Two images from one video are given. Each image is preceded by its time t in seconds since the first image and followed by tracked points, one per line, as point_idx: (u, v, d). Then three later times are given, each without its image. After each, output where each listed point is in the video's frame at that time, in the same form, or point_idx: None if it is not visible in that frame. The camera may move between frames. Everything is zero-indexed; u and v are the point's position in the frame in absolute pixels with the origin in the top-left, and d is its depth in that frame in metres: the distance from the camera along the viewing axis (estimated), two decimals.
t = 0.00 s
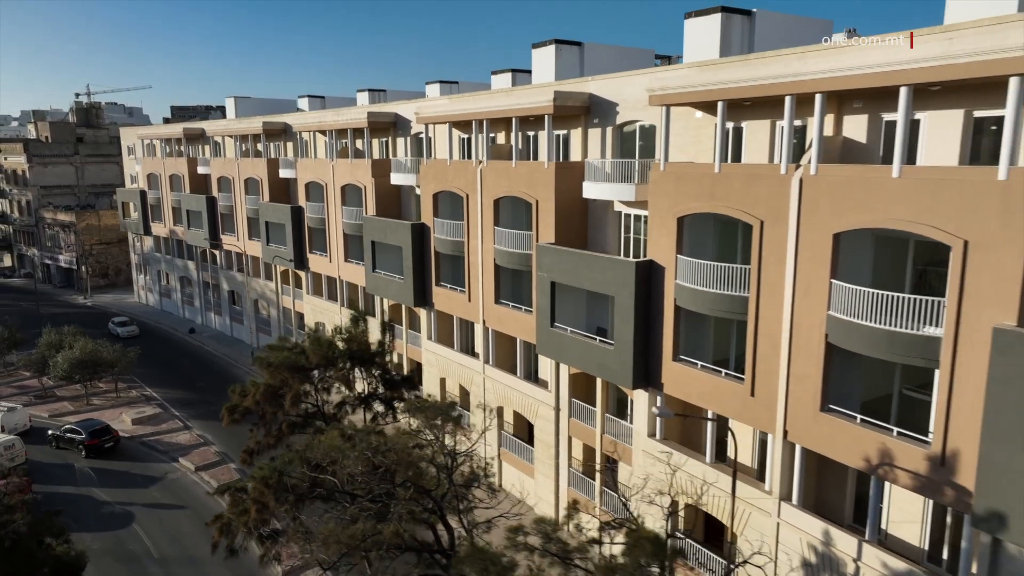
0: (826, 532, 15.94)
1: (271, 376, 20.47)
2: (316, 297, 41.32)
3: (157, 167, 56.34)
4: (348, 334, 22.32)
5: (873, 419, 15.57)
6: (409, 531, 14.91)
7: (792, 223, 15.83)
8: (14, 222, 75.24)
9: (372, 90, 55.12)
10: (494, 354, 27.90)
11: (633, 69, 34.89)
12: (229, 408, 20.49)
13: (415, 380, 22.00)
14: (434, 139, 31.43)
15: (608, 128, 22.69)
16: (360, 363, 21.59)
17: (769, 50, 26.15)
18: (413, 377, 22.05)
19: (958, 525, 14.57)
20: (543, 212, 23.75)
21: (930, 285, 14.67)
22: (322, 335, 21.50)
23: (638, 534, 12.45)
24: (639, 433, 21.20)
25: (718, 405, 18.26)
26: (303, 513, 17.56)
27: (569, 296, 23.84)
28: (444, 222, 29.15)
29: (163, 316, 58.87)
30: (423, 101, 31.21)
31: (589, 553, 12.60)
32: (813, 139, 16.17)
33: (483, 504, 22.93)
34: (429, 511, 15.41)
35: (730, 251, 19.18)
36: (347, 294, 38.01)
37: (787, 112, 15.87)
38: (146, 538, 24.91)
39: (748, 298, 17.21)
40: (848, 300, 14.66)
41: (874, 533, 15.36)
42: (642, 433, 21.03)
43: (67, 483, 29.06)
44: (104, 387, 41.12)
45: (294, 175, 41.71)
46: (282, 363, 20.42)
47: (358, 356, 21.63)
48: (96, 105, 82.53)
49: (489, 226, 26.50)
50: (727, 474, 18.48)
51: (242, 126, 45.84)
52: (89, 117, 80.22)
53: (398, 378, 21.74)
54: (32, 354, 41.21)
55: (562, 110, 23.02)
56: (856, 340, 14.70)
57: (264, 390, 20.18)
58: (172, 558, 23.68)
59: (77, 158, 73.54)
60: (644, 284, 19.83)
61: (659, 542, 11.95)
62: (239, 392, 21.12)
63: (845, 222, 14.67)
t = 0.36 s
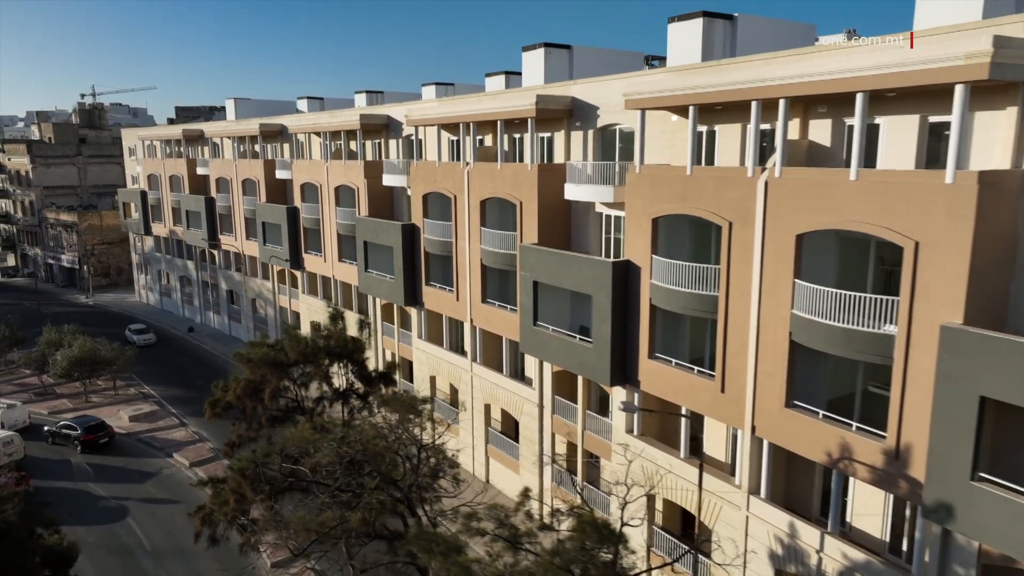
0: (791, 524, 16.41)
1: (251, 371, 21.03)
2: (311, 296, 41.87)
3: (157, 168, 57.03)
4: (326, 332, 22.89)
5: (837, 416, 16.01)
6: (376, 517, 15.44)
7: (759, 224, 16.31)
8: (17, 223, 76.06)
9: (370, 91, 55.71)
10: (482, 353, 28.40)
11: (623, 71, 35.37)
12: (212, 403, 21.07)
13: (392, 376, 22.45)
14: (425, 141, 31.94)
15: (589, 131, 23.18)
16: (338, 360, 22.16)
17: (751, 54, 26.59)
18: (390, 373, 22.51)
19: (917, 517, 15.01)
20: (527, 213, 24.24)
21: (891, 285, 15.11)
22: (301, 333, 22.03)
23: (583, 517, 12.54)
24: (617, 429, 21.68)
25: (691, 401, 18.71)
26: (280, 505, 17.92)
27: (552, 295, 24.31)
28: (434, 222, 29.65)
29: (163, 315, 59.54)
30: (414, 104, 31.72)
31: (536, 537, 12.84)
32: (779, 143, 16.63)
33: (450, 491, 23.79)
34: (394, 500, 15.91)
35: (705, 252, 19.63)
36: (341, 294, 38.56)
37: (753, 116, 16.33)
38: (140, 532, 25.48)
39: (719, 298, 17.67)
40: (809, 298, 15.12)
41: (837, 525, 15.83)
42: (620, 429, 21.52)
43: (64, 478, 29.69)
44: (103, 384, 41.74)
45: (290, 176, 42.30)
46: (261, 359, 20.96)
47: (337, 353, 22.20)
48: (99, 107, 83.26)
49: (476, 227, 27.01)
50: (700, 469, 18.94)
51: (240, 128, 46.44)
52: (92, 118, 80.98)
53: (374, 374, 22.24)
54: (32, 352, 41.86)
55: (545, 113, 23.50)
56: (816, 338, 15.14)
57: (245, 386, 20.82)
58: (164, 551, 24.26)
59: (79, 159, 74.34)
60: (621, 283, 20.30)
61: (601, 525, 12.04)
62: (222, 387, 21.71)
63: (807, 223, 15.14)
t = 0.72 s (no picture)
0: (758, 517, 16.91)
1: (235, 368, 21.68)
2: (306, 295, 42.45)
3: (158, 168, 57.73)
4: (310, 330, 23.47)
5: (801, 412, 16.47)
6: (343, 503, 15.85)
7: (726, 226, 16.80)
8: (21, 223, 76.85)
9: (368, 93, 56.29)
10: (469, 351, 28.93)
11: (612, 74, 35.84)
12: (196, 398, 21.81)
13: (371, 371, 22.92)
14: (415, 143, 32.47)
15: (571, 134, 23.67)
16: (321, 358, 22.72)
17: (733, 57, 27.04)
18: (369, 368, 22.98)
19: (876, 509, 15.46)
20: (511, 214, 24.75)
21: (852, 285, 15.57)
22: (281, 330, 22.59)
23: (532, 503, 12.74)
24: (596, 425, 22.16)
25: (664, 397, 19.21)
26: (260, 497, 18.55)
27: (535, 295, 24.79)
28: (423, 223, 30.16)
29: (164, 314, 60.23)
30: (405, 106, 32.26)
31: (490, 520, 13.12)
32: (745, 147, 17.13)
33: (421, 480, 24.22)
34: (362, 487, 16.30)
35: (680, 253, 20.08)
36: (335, 293, 39.12)
37: (720, 121, 16.83)
38: (133, 525, 26.08)
39: (690, 297, 18.15)
40: (773, 298, 15.61)
41: (801, 517, 16.33)
42: (599, 425, 22.01)
43: (61, 473, 30.36)
44: (102, 382, 42.40)
45: (286, 177, 42.91)
46: (243, 356, 21.58)
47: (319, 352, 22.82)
48: (103, 108, 84.04)
49: (463, 228, 27.52)
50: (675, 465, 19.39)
51: (238, 130, 47.04)
52: (95, 119, 81.78)
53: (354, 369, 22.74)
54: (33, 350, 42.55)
55: (528, 117, 24.01)
56: (779, 336, 15.60)
57: (227, 381, 21.51)
58: (157, 544, 24.85)
59: (82, 159, 75.14)
60: (599, 283, 20.80)
61: (550, 510, 12.23)
62: (205, 383, 22.40)
63: (771, 224, 15.62)
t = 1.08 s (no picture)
0: (726, 509, 17.41)
1: (218, 363, 22.23)
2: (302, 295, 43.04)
3: (158, 169, 58.44)
4: (289, 326, 24.01)
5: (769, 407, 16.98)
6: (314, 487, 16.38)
7: (696, 227, 17.33)
8: (24, 223, 77.67)
9: (365, 94, 56.89)
10: (458, 350, 29.46)
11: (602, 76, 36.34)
12: (180, 392, 22.40)
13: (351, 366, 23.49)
14: (406, 144, 33.04)
15: (553, 136, 24.20)
16: (300, 352, 23.26)
17: (716, 61, 27.56)
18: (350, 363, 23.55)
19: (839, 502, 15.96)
20: (496, 215, 25.30)
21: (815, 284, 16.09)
22: (263, 326, 23.21)
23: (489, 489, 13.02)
24: (577, 421, 22.66)
25: (639, 393, 19.74)
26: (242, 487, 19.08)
27: (520, 294, 25.32)
28: (413, 223, 30.72)
29: (164, 313, 60.93)
30: (396, 109, 32.81)
31: (452, 505, 13.61)
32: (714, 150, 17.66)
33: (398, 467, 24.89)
34: (334, 476, 16.84)
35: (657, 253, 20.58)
36: (329, 292, 39.72)
37: (690, 125, 17.35)
38: (128, 519, 26.70)
39: (663, 295, 18.68)
40: (739, 297, 16.13)
41: (766, 509, 16.86)
42: (579, 421, 22.50)
43: (59, 468, 31.03)
44: (101, 379, 43.09)
45: (282, 178, 43.51)
46: (225, 351, 22.18)
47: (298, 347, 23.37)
48: (106, 109, 84.86)
49: (451, 228, 28.05)
50: (648, 458, 19.92)
51: (236, 131, 47.67)
52: (97, 120, 82.58)
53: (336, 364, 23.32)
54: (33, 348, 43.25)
55: (512, 120, 24.53)
56: (745, 333, 16.11)
57: (210, 376, 22.14)
58: (150, 536, 25.45)
59: (84, 160, 75.92)
60: (578, 282, 21.33)
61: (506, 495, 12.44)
62: (190, 377, 22.99)
63: (736, 225, 16.15)
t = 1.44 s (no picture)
0: (697, 501, 17.94)
1: (204, 358, 22.97)
2: (298, 294, 43.73)
3: (159, 170, 59.15)
4: (273, 323, 24.76)
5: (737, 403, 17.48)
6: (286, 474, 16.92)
7: (667, 228, 17.86)
8: (28, 223, 78.54)
9: (363, 96, 57.53)
10: (447, 348, 30.05)
11: (592, 79, 36.87)
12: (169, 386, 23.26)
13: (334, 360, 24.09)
14: (398, 146, 33.62)
15: (537, 139, 24.73)
16: (283, 348, 23.93)
17: (699, 65, 28.10)
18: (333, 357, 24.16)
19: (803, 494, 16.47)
20: (481, 215, 25.85)
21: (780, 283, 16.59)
22: (247, 322, 23.97)
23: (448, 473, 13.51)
24: (558, 417, 23.22)
25: (616, 389, 20.29)
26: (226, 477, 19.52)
27: (505, 293, 25.87)
28: (404, 224, 31.31)
29: (164, 312, 61.66)
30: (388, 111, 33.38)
31: (414, 490, 13.94)
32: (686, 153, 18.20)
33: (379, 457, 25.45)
34: (309, 465, 17.24)
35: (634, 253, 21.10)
36: (324, 292, 40.35)
37: (662, 129, 17.89)
38: (123, 512, 27.35)
39: (637, 293, 19.23)
40: (707, 295, 16.65)
41: (735, 501, 17.38)
42: (560, 416, 23.06)
43: (58, 463, 31.71)
44: (100, 376, 43.79)
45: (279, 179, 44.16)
46: (210, 346, 22.89)
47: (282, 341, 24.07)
48: (109, 110, 85.69)
49: (439, 228, 28.63)
50: (624, 452, 20.48)
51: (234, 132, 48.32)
52: (100, 121, 83.41)
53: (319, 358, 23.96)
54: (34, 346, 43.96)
55: (497, 122, 25.06)
56: (712, 330, 16.63)
57: (196, 370, 22.99)
58: (144, 529, 26.07)
59: (87, 160, 76.75)
60: (558, 281, 21.89)
61: (463, 480, 12.96)
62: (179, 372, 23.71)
63: (704, 226, 16.67)
